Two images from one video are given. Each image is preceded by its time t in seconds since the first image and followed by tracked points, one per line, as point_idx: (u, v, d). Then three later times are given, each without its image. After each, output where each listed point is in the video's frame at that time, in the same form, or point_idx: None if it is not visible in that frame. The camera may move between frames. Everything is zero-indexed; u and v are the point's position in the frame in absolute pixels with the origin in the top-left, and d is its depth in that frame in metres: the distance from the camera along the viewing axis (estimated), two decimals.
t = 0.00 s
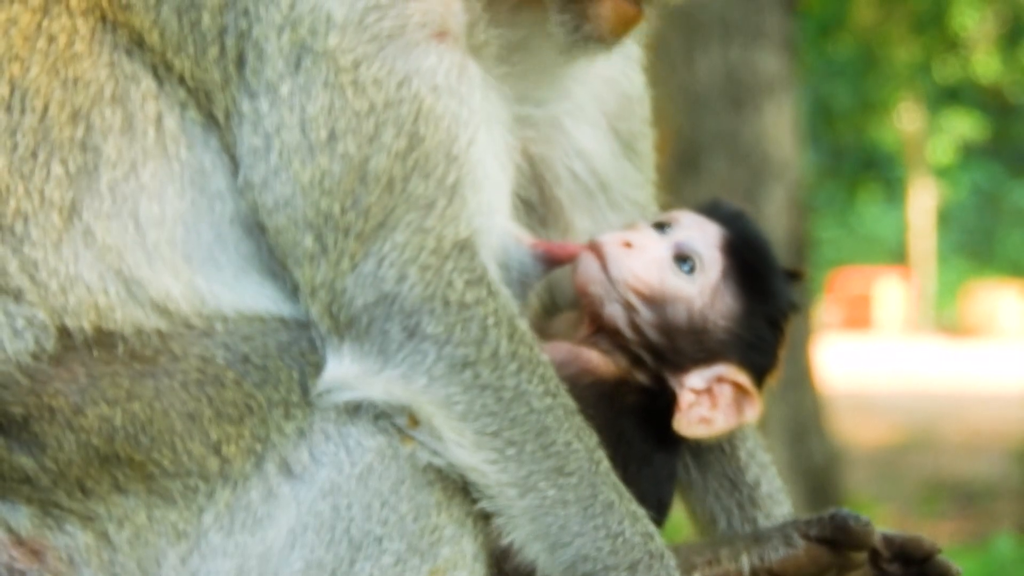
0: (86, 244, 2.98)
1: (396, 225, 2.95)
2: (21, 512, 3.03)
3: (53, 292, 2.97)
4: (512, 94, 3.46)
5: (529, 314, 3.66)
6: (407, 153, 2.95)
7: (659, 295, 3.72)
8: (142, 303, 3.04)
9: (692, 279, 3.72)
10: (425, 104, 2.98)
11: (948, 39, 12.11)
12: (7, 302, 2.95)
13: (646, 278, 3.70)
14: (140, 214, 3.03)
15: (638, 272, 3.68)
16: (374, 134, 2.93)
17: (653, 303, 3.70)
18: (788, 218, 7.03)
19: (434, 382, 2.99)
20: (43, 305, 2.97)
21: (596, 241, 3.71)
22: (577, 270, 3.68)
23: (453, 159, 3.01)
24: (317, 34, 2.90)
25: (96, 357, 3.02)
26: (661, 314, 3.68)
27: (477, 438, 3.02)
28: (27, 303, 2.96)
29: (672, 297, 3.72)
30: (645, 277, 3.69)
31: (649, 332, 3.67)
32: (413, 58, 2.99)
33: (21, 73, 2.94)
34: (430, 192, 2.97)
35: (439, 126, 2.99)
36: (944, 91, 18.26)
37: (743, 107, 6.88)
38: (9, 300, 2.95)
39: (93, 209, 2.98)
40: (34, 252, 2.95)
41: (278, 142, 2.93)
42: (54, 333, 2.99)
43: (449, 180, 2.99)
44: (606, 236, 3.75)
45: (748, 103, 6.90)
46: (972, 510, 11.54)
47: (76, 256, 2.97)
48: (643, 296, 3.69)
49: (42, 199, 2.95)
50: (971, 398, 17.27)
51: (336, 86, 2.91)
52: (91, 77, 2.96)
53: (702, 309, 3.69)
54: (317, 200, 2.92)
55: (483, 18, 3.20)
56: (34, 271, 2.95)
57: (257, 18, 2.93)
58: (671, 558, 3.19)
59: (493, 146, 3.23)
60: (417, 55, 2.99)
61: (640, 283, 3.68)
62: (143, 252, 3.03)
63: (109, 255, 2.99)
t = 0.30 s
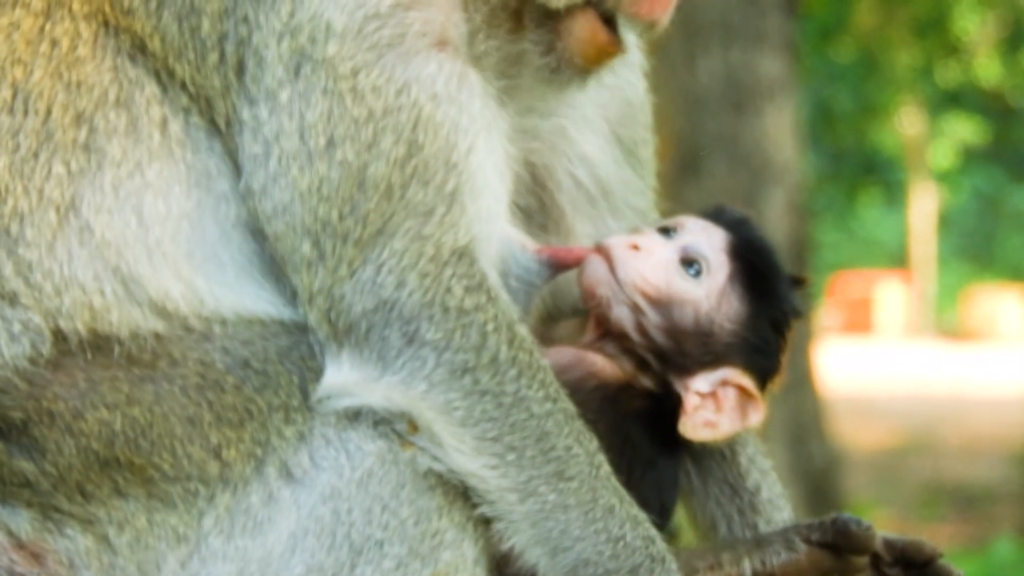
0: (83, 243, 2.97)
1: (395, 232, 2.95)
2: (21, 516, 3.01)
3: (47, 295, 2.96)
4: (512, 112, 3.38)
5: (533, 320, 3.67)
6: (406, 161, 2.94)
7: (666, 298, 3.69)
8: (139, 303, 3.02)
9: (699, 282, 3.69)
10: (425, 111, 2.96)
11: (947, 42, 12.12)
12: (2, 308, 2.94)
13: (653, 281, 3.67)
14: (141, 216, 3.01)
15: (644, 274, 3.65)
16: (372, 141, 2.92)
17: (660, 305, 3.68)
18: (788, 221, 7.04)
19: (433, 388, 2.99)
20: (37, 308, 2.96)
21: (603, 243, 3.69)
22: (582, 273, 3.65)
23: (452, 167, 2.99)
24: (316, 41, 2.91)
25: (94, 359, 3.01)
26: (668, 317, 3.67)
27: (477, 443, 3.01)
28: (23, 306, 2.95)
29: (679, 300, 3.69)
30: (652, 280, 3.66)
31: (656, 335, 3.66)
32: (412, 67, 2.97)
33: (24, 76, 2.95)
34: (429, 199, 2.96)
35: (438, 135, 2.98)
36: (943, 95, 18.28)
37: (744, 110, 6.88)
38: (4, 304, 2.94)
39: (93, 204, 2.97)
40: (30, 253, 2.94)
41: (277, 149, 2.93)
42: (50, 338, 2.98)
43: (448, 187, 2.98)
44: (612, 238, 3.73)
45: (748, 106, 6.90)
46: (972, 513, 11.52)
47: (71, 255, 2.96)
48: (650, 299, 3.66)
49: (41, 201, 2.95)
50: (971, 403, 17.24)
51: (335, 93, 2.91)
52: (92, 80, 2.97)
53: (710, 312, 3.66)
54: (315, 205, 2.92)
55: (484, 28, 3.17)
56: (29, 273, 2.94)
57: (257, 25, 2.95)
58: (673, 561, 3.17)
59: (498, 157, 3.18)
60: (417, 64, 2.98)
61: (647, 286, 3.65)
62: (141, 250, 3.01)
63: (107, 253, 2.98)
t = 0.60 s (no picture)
0: (83, 244, 2.97)
1: (394, 235, 2.95)
2: (22, 518, 3.01)
3: (45, 296, 2.96)
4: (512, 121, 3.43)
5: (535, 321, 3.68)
6: (406, 164, 2.93)
7: (671, 300, 3.67)
8: (138, 305, 3.02)
9: (704, 284, 3.68)
10: (425, 115, 2.95)
11: (949, 45, 12.09)
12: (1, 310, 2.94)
13: (658, 283, 3.67)
14: (140, 218, 3.01)
15: (649, 276, 3.66)
16: (373, 145, 2.92)
17: (664, 308, 3.67)
18: (789, 224, 7.01)
19: (433, 391, 2.99)
20: (35, 309, 2.96)
21: (608, 247, 3.72)
22: (587, 275, 3.67)
23: (451, 171, 2.98)
24: (316, 45, 2.90)
25: (93, 361, 3.01)
26: (673, 319, 3.65)
27: (476, 446, 3.01)
28: (21, 308, 2.95)
29: (683, 302, 3.68)
30: (656, 282, 3.67)
31: (660, 338, 3.65)
32: (412, 72, 2.97)
33: (23, 79, 2.95)
34: (429, 203, 2.96)
35: (438, 139, 2.97)
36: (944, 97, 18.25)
37: (746, 110, 6.87)
38: (2, 306, 2.94)
39: (93, 206, 2.97)
40: (28, 255, 2.94)
41: (276, 153, 2.93)
42: (48, 341, 2.98)
43: (448, 192, 2.98)
44: (618, 242, 3.76)
45: (749, 107, 6.89)
46: (972, 515, 11.52)
47: (68, 255, 2.96)
48: (654, 301, 3.66)
49: (40, 204, 2.94)
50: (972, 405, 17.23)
51: (335, 97, 2.90)
52: (91, 83, 2.96)
53: (714, 314, 3.65)
54: (314, 209, 2.92)
55: (484, 35, 3.17)
56: (27, 275, 2.94)
57: (256, 29, 2.95)
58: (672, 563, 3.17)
59: (497, 159, 3.17)
60: (417, 69, 2.97)
61: (652, 288, 3.66)
62: (140, 251, 3.01)
63: (106, 254, 2.98)
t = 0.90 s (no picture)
0: (85, 246, 2.97)
1: (394, 238, 2.95)
2: (22, 516, 3.00)
3: (49, 296, 2.96)
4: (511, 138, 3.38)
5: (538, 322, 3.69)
6: (405, 168, 2.95)
7: (676, 302, 3.69)
8: (140, 306, 3.03)
9: (710, 287, 3.69)
10: (423, 120, 2.97)
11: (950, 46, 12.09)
12: (3, 309, 2.94)
13: (664, 284, 3.68)
14: (140, 220, 3.01)
15: (656, 277, 3.68)
16: (371, 148, 2.93)
17: (669, 309, 3.68)
18: (789, 225, 7.01)
19: (433, 393, 2.99)
20: (39, 309, 2.96)
21: (615, 248, 3.73)
22: (594, 274, 3.68)
23: (450, 173, 3.00)
24: (314, 49, 2.91)
25: (95, 362, 3.01)
26: (679, 321, 3.66)
27: (476, 448, 3.01)
28: (24, 307, 2.95)
29: (688, 304, 3.69)
30: (663, 283, 3.68)
31: (665, 339, 3.66)
32: (412, 76, 2.98)
33: (23, 79, 2.95)
34: (428, 206, 2.96)
35: (437, 143, 2.99)
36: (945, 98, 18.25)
37: (746, 112, 6.88)
38: (6, 304, 2.94)
39: (93, 210, 2.97)
40: (31, 256, 2.95)
41: (275, 156, 2.94)
42: (52, 339, 2.98)
43: (447, 195, 2.99)
44: (625, 243, 3.76)
45: (750, 108, 6.89)
46: (972, 516, 11.53)
47: (72, 256, 2.97)
48: (660, 302, 3.67)
49: (41, 205, 2.95)
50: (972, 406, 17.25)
51: (333, 102, 2.92)
52: (91, 85, 2.97)
53: (719, 316, 3.66)
54: (314, 212, 2.92)
55: (482, 41, 3.16)
56: (30, 275, 2.94)
57: (255, 33, 2.95)
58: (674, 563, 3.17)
59: (495, 161, 3.18)
60: (416, 73, 2.99)
61: (658, 289, 3.66)
62: (142, 254, 3.01)
63: (108, 256, 2.98)
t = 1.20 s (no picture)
0: (86, 246, 2.98)
1: (392, 239, 2.96)
2: (22, 514, 3.00)
3: (53, 295, 2.97)
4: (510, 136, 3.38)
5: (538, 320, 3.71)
6: (404, 170, 2.95)
7: (677, 300, 3.68)
8: (141, 306, 3.04)
9: (711, 286, 3.68)
10: (423, 123, 2.98)
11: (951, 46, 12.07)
12: (5, 306, 2.95)
13: (665, 282, 3.68)
14: (140, 221, 3.01)
15: (657, 276, 3.67)
16: (371, 151, 2.94)
17: (670, 308, 3.68)
18: (789, 225, 7.03)
19: (431, 394, 2.99)
20: (43, 308, 2.97)
21: (617, 246, 3.73)
22: (594, 271, 3.67)
23: (449, 175, 3.00)
24: (313, 52, 2.92)
25: (95, 362, 3.02)
26: (679, 319, 3.67)
27: (475, 448, 3.01)
28: (27, 305, 2.95)
29: (689, 303, 3.68)
30: (664, 281, 3.68)
31: (665, 338, 3.67)
32: (412, 79, 2.99)
33: (22, 78, 2.97)
34: (426, 208, 2.97)
35: (437, 144, 2.99)
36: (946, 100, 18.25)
37: (746, 113, 6.91)
38: (9, 302, 2.95)
39: (93, 212, 2.97)
40: (34, 255, 2.95)
41: (273, 158, 2.94)
42: (55, 337, 2.99)
43: (446, 198, 2.99)
44: (626, 242, 3.76)
45: (750, 108, 6.92)
46: (972, 516, 11.53)
47: (76, 256, 2.98)
48: (661, 300, 3.66)
49: (41, 204, 2.95)
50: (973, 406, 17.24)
51: (332, 105, 2.92)
52: (91, 84, 2.97)
53: (720, 315, 3.65)
54: (312, 214, 2.93)
55: (481, 48, 3.17)
56: (33, 273, 2.95)
57: (254, 34, 2.96)
58: (675, 561, 3.17)
59: (495, 163, 3.18)
60: (417, 76, 3.00)
61: (659, 287, 3.66)
62: (143, 255, 3.02)
63: (109, 257, 2.99)
